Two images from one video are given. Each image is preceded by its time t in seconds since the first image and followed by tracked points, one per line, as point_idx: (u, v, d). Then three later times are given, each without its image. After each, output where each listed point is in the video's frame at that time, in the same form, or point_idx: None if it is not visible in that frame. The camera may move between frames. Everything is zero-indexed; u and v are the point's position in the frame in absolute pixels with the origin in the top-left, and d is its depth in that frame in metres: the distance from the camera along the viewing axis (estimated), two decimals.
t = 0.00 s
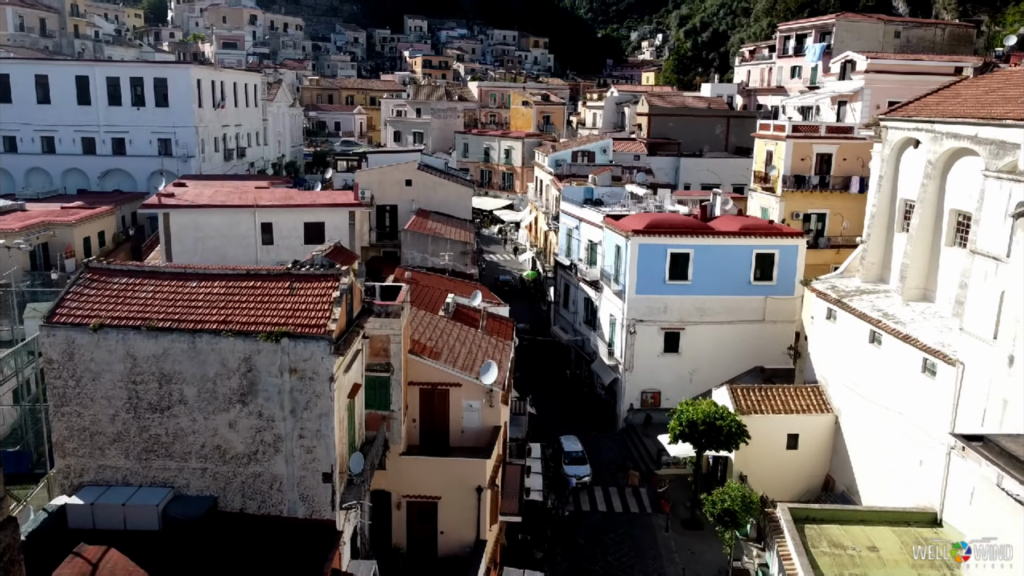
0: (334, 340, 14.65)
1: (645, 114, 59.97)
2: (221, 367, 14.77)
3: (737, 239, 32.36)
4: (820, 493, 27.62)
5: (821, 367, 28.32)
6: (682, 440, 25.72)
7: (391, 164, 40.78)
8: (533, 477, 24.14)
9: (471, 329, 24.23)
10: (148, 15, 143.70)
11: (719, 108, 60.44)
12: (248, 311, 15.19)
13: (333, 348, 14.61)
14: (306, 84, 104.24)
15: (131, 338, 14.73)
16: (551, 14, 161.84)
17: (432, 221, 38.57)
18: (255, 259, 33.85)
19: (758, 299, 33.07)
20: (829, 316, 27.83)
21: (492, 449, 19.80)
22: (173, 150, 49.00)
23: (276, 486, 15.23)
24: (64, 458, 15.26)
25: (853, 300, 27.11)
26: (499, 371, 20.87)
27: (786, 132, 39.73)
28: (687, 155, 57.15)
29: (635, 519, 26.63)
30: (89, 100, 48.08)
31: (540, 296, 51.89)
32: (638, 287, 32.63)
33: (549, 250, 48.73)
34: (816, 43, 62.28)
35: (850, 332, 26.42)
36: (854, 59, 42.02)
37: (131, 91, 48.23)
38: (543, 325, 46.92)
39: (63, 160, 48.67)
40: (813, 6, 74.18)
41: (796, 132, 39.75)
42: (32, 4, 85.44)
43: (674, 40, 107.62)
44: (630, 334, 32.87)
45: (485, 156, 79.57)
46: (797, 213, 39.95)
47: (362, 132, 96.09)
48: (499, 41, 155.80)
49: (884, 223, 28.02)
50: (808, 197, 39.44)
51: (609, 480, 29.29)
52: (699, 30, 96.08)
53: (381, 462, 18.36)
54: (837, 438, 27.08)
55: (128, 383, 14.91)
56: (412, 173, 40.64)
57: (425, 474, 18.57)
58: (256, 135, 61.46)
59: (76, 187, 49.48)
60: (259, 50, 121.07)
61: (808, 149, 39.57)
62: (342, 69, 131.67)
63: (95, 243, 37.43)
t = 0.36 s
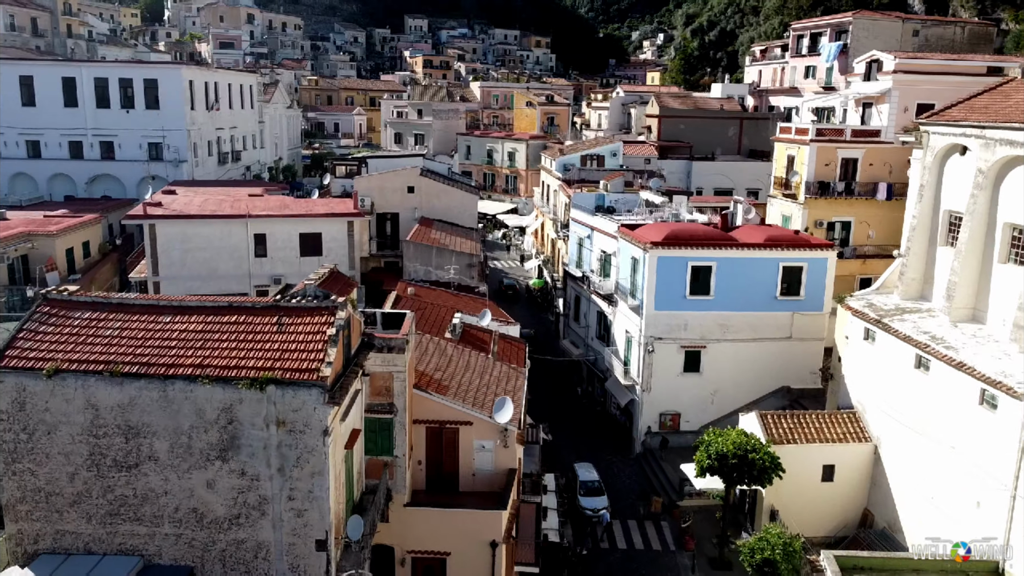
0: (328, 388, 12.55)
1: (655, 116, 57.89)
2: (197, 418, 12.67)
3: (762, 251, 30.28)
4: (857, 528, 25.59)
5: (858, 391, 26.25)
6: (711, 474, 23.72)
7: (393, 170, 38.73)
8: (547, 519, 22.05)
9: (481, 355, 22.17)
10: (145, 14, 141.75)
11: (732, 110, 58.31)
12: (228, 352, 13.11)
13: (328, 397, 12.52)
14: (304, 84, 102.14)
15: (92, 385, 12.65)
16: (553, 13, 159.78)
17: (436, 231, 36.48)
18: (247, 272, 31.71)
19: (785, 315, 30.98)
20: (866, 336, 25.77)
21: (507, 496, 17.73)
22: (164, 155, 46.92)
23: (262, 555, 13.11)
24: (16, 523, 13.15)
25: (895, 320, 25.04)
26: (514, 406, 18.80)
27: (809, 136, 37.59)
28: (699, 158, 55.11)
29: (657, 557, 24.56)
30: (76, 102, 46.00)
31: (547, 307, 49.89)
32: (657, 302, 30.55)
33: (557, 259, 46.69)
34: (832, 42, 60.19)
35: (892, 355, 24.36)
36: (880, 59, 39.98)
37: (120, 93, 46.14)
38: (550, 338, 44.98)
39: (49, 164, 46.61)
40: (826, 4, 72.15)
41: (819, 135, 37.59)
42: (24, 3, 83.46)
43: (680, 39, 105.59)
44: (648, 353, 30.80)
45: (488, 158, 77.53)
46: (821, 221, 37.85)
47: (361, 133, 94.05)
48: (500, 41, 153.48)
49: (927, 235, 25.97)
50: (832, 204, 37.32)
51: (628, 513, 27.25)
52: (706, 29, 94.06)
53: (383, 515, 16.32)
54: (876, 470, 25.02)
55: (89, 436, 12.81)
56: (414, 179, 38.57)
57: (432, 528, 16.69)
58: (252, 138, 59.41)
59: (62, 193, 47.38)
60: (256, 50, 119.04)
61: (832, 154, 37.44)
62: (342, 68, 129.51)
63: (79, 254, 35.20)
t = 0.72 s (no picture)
0: (321, 448, 10.56)
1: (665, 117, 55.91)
2: (165, 484, 10.67)
3: (790, 263, 28.29)
4: (899, 567, 23.60)
5: (898, 417, 24.27)
6: (743, 511, 21.73)
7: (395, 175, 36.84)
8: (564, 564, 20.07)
9: (490, 382, 20.18)
10: (142, 13, 139.92)
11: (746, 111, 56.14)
12: (202, 404, 11.11)
13: (320, 460, 10.52)
14: (303, 84, 100.18)
15: (40, 445, 10.64)
16: (555, 12, 157.85)
17: (440, 240, 34.56)
18: (239, 286, 29.71)
19: (813, 331, 28.99)
20: (908, 358, 23.80)
21: (525, 551, 15.75)
22: (155, 159, 44.96)
23: None
24: None
25: (940, 340, 23.06)
26: (531, 446, 16.81)
27: (834, 139, 35.56)
28: (712, 161, 53.18)
29: None
30: (62, 104, 44.05)
31: (554, 316, 48.00)
32: (677, 318, 28.54)
33: (565, 267, 44.77)
34: (848, 40, 58.17)
35: (938, 380, 22.39)
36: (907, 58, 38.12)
37: (108, 95, 44.17)
38: (558, 350, 43.04)
39: (35, 169, 44.68)
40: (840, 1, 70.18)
41: (845, 138, 35.60)
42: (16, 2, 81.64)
43: (686, 37, 103.64)
44: (668, 372, 28.81)
45: (491, 160, 75.63)
46: (846, 229, 35.92)
47: (361, 135, 92.11)
48: (501, 40, 151.20)
49: (972, 249, 24.00)
50: (858, 210, 35.41)
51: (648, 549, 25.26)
52: (713, 26, 92.06)
53: None
54: (921, 504, 23.02)
55: (37, 505, 10.79)
56: (417, 185, 36.63)
57: None
58: (248, 140, 57.49)
59: (49, 200, 45.45)
60: (254, 49, 117.06)
61: (859, 158, 35.41)
62: (342, 68, 127.44)
63: (63, 265, 33.01)
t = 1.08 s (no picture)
0: (304, 542, 8.69)
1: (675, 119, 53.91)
2: None
3: (821, 278, 26.26)
4: None
5: (944, 450, 22.25)
6: (779, 558, 19.69)
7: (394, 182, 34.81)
8: None
9: (502, 419, 18.20)
10: (138, 13, 138.11)
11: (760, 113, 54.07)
12: (163, 482, 9.30)
13: (304, 557, 8.65)
14: (302, 84, 98.25)
15: None
16: (557, 10, 155.86)
17: (443, 252, 32.57)
18: (228, 302, 27.67)
19: (846, 351, 26.97)
20: (958, 386, 21.77)
21: None
22: (144, 164, 42.97)
23: None
24: None
25: (994, 367, 21.03)
26: (551, 500, 14.80)
27: (861, 143, 33.50)
28: (725, 164, 51.20)
29: None
30: (47, 107, 42.06)
31: (562, 327, 46.06)
32: (700, 337, 26.50)
33: (573, 276, 42.82)
34: (864, 39, 56.18)
35: (993, 412, 20.35)
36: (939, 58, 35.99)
37: (94, 97, 42.15)
38: (567, 364, 41.10)
39: (19, 175, 42.70)
40: None
41: (872, 142, 33.46)
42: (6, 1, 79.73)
43: (692, 36, 101.62)
44: (689, 396, 26.75)
45: (494, 162, 73.66)
46: (873, 238, 33.90)
47: (361, 136, 90.13)
48: (503, 40, 148.89)
49: None
50: (887, 219, 33.40)
51: None
52: (720, 25, 90.07)
53: None
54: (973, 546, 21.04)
55: None
56: (419, 193, 34.64)
57: None
58: (243, 143, 55.52)
59: (33, 207, 43.49)
60: (252, 49, 115.13)
61: (887, 163, 33.41)
62: (341, 68, 125.42)
63: (43, 279, 30.91)
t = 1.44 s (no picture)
0: None
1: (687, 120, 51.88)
2: None
3: (856, 297, 24.22)
4: None
5: (998, 491, 20.19)
6: None
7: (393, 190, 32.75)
8: None
9: (515, 464, 16.22)
10: (134, 13, 136.09)
11: (774, 115, 51.98)
12: None
13: None
14: (300, 85, 96.14)
15: None
16: (559, 10, 153.82)
17: (446, 265, 30.50)
18: (213, 322, 25.62)
19: (883, 375, 24.91)
20: (1015, 420, 19.75)
21: None
22: (131, 170, 40.89)
23: None
24: None
25: None
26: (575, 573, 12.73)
27: (891, 148, 31.35)
28: (739, 168, 49.14)
29: None
30: (28, 110, 39.97)
31: (569, 340, 44.14)
32: (724, 360, 24.44)
33: (581, 287, 40.77)
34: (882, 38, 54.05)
35: None
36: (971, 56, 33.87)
37: (79, 99, 40.07)
38: (576, 380, 39.10)
39: None
40: None
41: (903, 147, 31.26)
42: None
43: (698, 36, 99.63)
44: (713, 424, 24.68)
45: (496, 165, 71.50)
46: (903, 249, 31.83)
47: (360, 138, 88.08)
48: (504, 38, 146.68)
49: None
50: (918, 228, 31.34)
51: None
52: (727, 24, 87.94)
53: None
54: None
55: None
56: (420, 201, 32.62)
57: None
58: (236, 147, 53.46)
59: (14, 215, 41.40)
60: (250, 49, 112.99)
61: (919, 169, 31.29)
62: (340, 68, 123.19)
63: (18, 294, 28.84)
